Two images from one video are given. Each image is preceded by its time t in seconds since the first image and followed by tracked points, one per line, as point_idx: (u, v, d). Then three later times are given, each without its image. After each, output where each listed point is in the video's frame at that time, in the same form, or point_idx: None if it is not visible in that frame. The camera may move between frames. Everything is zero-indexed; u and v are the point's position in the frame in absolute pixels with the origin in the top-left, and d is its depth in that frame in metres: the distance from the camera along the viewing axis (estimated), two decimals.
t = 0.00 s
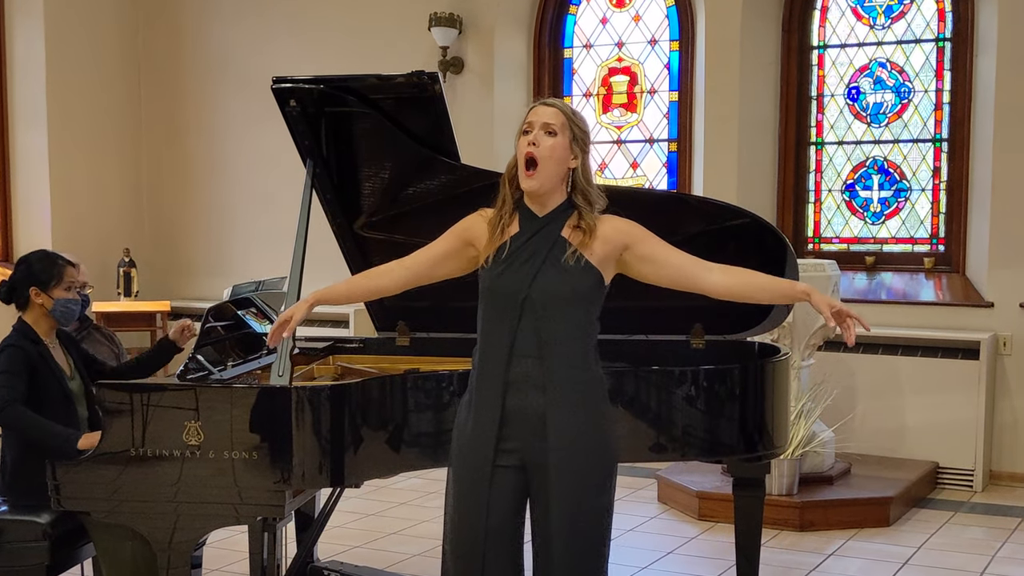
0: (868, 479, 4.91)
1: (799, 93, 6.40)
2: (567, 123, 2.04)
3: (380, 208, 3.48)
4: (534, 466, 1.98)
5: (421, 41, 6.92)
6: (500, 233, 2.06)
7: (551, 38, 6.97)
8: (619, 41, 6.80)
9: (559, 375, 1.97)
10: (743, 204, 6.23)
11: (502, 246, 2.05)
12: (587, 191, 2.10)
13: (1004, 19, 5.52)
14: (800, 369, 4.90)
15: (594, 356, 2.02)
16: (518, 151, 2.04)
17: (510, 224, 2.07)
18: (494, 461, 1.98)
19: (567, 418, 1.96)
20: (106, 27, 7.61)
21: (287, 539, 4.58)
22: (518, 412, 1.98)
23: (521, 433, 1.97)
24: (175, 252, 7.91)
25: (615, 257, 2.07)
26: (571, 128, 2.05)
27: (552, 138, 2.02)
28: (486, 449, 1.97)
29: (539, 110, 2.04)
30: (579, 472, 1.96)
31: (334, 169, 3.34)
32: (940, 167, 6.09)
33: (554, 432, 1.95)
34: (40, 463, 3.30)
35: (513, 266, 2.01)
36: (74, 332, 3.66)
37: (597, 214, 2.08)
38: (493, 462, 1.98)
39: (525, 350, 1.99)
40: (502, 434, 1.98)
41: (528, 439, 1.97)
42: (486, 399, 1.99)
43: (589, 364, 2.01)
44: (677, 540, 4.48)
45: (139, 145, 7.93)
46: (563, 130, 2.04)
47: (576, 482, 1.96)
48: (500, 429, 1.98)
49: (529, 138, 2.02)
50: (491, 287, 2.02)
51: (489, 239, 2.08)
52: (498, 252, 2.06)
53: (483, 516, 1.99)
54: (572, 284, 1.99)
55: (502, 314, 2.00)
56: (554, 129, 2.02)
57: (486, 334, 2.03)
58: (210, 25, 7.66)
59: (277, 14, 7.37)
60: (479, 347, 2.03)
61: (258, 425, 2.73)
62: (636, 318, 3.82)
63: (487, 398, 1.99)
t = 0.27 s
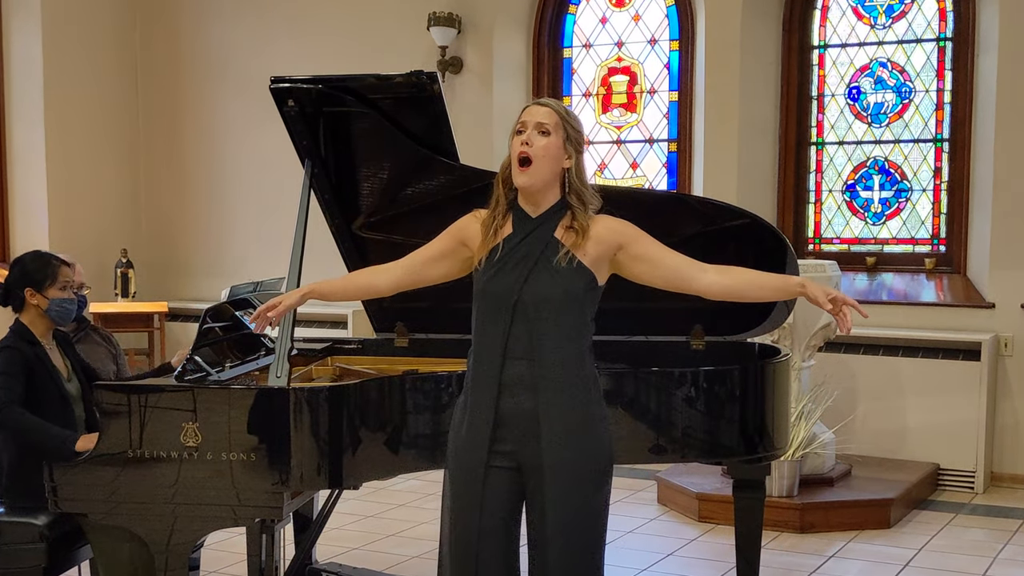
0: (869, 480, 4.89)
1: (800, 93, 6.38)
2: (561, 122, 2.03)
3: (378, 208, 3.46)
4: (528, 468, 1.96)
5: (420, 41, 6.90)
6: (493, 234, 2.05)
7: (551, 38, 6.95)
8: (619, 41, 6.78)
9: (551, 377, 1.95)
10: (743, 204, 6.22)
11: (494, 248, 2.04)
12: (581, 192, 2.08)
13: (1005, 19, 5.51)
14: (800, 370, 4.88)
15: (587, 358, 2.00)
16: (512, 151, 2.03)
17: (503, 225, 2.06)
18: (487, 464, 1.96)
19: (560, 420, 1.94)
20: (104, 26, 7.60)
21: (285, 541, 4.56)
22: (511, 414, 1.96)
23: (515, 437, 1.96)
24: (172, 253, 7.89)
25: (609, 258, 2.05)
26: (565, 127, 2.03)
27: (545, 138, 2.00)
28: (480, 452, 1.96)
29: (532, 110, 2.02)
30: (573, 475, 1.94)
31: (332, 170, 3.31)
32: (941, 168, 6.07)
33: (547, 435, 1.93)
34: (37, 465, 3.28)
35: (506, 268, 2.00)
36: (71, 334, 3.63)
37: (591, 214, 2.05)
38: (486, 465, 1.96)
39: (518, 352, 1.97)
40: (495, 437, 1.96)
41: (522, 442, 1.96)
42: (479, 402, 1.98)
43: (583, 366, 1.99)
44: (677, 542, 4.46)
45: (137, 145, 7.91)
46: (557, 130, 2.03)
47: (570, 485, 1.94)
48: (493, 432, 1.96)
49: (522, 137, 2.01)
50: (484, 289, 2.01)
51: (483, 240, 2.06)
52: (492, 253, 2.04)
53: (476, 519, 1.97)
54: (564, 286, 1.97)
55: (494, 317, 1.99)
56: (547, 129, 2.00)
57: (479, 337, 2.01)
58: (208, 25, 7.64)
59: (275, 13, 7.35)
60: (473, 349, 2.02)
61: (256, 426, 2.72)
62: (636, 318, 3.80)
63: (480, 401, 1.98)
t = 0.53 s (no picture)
0: (870, 482, 4.87)
1: (800, 93, 6.36)
2: (555, 122, 2.01)
3: (377, 208, 3.45)
4: (524, 470, 1.95)
5: (419, 40, 6.88)
6: (487, 236, 2.03)
7: (550, 37, 6.93)
8: (618, 41, 6.76)
9: (546, 379, 1.93)
10: (743, 205, 6.20)
11: (488, 250, 2.02)
12: (575, 192, 2.06)
13: (1007, 18, 5.50)
14: (801, 371, 4.86)
15: (583, 359, 1.98)
16: (505, 151, 2.01)
17: (497, 227, 2.04)
18: (482, 467, 1.95)
19: (555, 422, 1.92)
20: (102, 26, 7.58)
21: (284, 543, 4.54)
22: (506, 417, 1.94)
23: (510, 439, 1.94)
24: (170, 253, 7.86)
25: (603, 259, 2.03)
26: (559, 127, 2.02)
27: (539, 138, 1.99)
28: (474, 455, 1.94)
29: (526, 110, 2.01)
30: (569, 478, 1.92)
31: (331, 170, 3.29)
32: (942, 168, 6.05)
33: (542, 437, 1.91)
34: (34, 467, 3.25)
35: (499, 270, 1.98)
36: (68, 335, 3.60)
37: (585, 215, 2.04)
38: (481, 468, 1.95)
39: (512, 354, 1.95)
40: (490, 439, 1.95)
41: (516, 444, 1.94)
42: (473, 405, 1.96)
43: (578, 368, 1.97)
44: (677, 544, 4.44)
45: (134, 145, 7.89)
46: (550, 130, 2.01)
47: (565, 488, 1.92)
48: (488, 434, 1.95)
49: (516, 138, 1.99)
50: (477, 291, 1.99)
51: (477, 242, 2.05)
52: (485, 256, 2.02)
53: (471, 522, 1.95)
54: (557, 288, 1.95)
55: (488, 319, 1.97)
56: (541, 129, 1.99)
57: (473, 339, 2.00)
58: (206, 25, 7.62)
59: (274, 13, 7.33)
60: (467, 352, 2.00)
61: (254, 428, 2.70)
62: (636, 319, 3.78)
63: (475, 404, 1.96)
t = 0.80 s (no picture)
0: (870, 483, 4.86)
1: (801, 93, 6.35)
2: (547, 121, 2.00)
3: (376, 209, 3.43)
4: (520, 473, 1.93)
5: (418, 40, 6.86)
6: (481, 238, 2.01)
7: (550, 37, 6.91)
8: (618, 40, 6.74)
9: (541, 381, 1.92)
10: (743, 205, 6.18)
11: (483, 252, 2.00)
12: (569, 191, 2.04)
13: (1008, 18, 5.49)
14: (802, 372, 4.84)
15: (579, 361, 1.96)
16: (498, 151, 1.99)
17: (491, 228, 2.01)
18: (478, 470, 1.93)
19: (550, 424, 1.90)
20: (100, 25, 7.56)
21: (282, 545, 4.51)
22: (501, 420, 1.93)
23: (505, 441, 1.93)
24: (168, 254, 7.84)
25: (598, 260, 2.01)
26: (551, 126, 2.00)
27: (532, 137, 1.97)
28: (469, 456, 1.92)
29: (518, 110, 2.00)
30: (565, 480, 1.90)
31: (330, 171, 3.27)
32: (943, 168, 6.03)
33: (538, 439, 1.90)
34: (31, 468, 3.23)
35: (493, 272, 1.96)
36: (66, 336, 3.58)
37: (579, 215, 2.01)
38: (477, 471, 1.93)
39: (507, 356, 1.94)
40: (485, 441, 1.93)
41: (512, 447, 1.92)
42: (468, 407, 1.95)
43: (574, 369, 1.95)
44: (677, 546, 4.42)
45: (132, 145, 7.87)
46: (543, 129, 2.00)
47: (562, 490, 1.90)
48: (483, 437, 1.93)
49: (508, 138, 1.97)
50: (472, 293, 1.98)
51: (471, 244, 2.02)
52: (480, 258, 2.00)
53: (467, 526, 1.93)
54: (552, 290, 1.93)
55: (483, 321, 1.95)
56: (533, 128, 1.98)
57: (469, 341, 1.98)
58: (205, 24, 7.60)
59: (272, 12, 7.31)
60: (463, 354, 1.99)
61: (252, 429, 2.67)
62: (637, 320, 3.76)
63: (470, 406, 1.94)
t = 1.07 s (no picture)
0: (871, 485, 4.84)
1: (801, 93, 6.33)
2: (539, 121, 1.99)
3: (375, 209, 3.41)
4: (514, 475, 1.91)
5: (417, 40, 6.84)
6: (473, 240, 1.99)
7: (549, 36, 6.89)
8: (618, 40, 6.73)
9: (535, 383, 1.90)
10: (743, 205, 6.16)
11: (475, 254, 1.98)
12: (561, 192, 2.02)
13: (1010, 18, 5.48)
14: (802, 373, 4.82)
15: (574, 363, 1.94)
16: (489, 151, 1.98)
17: (482, 230, 2.00)
18: (471, 472, 1.91)
19: (544, 426, 1.88)
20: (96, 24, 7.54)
21: (280, 547, 4.49)
22: (495, 422, 1.91)
23: (500, 443, 1.91)
24: (166, 254, 7.82)
25: (591, 262, 1.99)
26: (543, 126, 1.99)
27: (523, 137, 1.96)
28: (463, 458, 1.91)
29: (509, 110, 1.99)
30: (559, 483, 1.88)
31: (328, 171, 3.25)
32: (944, 168, 6.02)
33: (532, 441, 1.88)
34: (27, 470, 3.21)
35: (486, 275, 1.94)
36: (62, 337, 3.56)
37: (571, 216, 2.00)
38: (471, 474, 1.91)
39: (500, 359, 1.92)
40: (479, 443, 1.91)
41: (506, 449, 1.91)
42: (462, 409, 1.93)
43: (568, 371, 1.93)
44: (677, 548, 4.40)
45: (130, 145, 7.85)
46: (535, 129, 1.99)
47: (556, 492, 1.88)
48: (477, 439, 1.91)
49: (500, 138, 1.96)
50: (465, 296, 1.96)
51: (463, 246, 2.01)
52: (471, 261, 1.99)
53: (461, 529, 1.92)
54: (545, 292, 1.91)
55: (476, 323, 1.94)
56: (525, 128, 1.97)
57: (462, 343, 1.97)
58: (203, 24, 7.58)
59: (271, 12, 7.29)
60: (456, 357, 1.97)
61: (250, 431, 2.66)
62: (637, 320, 3.74)
63: (464, 409, 1.93)
